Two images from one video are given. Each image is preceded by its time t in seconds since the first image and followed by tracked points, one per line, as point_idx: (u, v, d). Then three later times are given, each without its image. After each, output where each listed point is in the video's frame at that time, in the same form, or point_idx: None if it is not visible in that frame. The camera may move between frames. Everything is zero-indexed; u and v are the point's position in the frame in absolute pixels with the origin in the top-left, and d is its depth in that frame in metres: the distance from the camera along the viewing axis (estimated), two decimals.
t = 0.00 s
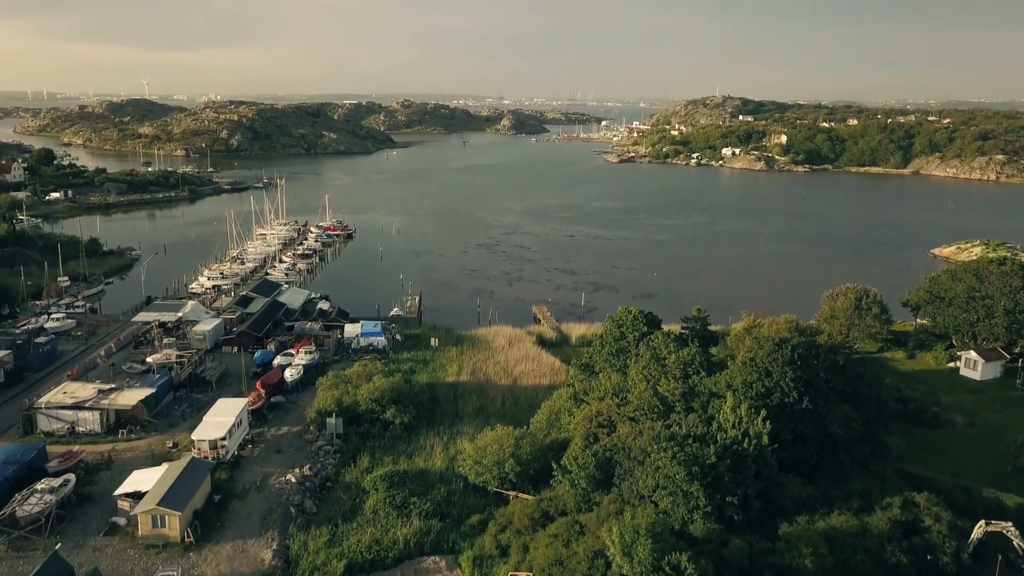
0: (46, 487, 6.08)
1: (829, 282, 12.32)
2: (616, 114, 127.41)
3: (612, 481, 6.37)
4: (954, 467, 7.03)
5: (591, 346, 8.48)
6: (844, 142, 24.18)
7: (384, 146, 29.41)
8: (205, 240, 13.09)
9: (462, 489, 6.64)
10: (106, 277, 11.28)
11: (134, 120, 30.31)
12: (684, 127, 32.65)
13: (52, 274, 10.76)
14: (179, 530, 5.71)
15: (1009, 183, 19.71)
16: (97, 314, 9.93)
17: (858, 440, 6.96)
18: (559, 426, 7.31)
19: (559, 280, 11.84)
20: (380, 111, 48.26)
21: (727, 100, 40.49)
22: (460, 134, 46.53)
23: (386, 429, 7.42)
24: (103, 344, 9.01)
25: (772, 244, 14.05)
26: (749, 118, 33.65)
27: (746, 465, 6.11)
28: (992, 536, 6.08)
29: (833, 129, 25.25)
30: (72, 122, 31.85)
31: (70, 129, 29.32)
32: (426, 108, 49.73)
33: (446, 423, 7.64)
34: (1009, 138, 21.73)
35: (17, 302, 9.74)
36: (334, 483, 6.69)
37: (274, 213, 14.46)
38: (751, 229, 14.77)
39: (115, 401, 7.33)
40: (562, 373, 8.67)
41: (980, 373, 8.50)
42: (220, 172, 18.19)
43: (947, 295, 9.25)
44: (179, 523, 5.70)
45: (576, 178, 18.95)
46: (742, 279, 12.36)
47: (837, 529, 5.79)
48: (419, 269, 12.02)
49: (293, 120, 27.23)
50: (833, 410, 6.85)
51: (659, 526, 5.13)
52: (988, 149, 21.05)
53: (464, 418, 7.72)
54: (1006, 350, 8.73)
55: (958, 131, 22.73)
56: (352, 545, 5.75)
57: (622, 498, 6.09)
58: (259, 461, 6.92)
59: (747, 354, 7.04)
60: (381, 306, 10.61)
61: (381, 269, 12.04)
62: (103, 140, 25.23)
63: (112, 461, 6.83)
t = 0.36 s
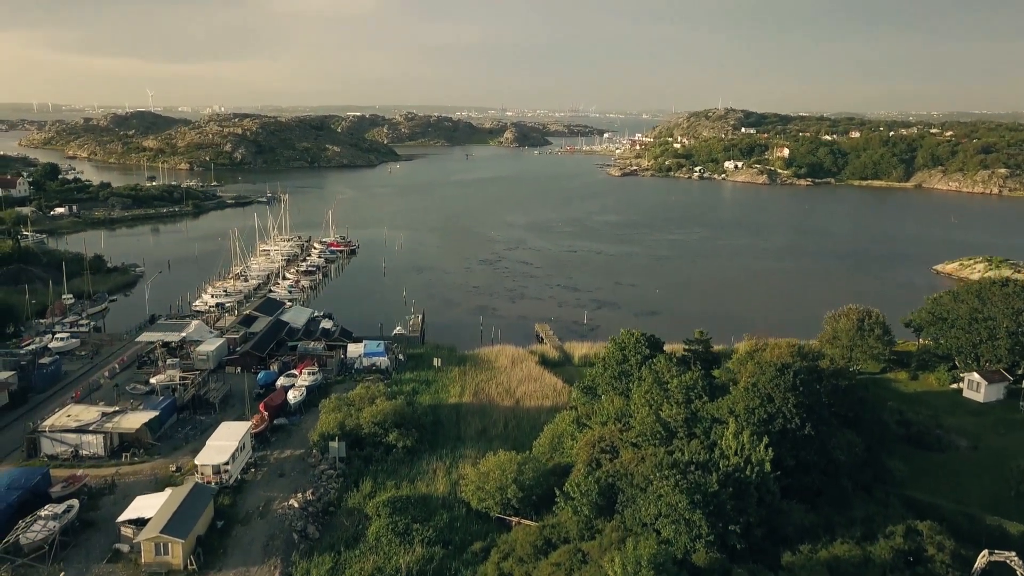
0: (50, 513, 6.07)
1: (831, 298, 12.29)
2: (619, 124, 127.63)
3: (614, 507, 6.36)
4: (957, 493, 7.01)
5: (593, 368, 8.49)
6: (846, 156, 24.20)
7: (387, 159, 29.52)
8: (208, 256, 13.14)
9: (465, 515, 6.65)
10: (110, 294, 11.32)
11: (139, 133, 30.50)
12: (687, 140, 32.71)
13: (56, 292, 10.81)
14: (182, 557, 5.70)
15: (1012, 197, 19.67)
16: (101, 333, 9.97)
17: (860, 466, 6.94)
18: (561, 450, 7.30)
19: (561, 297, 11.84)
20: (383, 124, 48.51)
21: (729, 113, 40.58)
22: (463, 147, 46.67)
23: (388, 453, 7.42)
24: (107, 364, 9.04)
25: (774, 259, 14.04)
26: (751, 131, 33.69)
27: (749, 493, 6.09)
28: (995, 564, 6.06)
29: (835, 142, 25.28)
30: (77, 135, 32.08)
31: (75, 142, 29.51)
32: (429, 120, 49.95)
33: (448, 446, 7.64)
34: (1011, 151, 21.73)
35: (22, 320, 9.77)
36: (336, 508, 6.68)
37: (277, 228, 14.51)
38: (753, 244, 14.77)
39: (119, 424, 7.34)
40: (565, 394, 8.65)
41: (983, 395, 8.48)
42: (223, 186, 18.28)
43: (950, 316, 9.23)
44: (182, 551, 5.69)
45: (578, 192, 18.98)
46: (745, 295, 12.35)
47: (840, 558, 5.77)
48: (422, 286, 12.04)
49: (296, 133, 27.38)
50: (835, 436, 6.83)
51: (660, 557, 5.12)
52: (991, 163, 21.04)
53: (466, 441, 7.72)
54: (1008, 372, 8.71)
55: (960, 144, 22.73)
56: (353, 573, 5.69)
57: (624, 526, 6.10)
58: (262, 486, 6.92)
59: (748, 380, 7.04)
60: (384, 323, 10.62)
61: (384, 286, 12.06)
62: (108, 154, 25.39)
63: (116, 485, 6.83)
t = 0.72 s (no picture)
0: (55, 540, 6.06)
1: (837, 316, 12.25)
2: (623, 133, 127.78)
3: (618, 535, 6.30)
4: (963, 521, 6.97)
5: (598, 391, 8.48)
6: (850, 169, 24.17)
7: (392, 172, 29.63)
8: (213, 272, 13.20)
9: (469, 542, 6.65)
10: (116, 312, 11.37)
11: (145, 146, 30.70)
12: (691, 153, 32.76)
13: (63, 310, 10.86)
14: None
15: (1017, 211, 19.59)
16: (107, 352, 10.01)
17: (866, 493, 6.90)
18: (566, 476, 7.30)
19: (565, 315, 11.84)
20: (388, 136, 48.74)
21: (733, 125, 40.62)
22: (468, 159, 46.78)
23: (392, 477, 7.41)
24: (113, 384, 9.07)
25: (779, 275, 14.01)
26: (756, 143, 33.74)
27: (753, 521, 6.03)
28: None
29: (839, 156, 25.27)
30: (84, 148, 32.32)
31: (82, 155, 29.71)
32: (434, 133, 50.13)
33: (452, 470, 7.64)
34: (1016, 166, 21.68)
35: (28, 339, 9.82)
36: (341, 534, 6.66)
37: (282, 244, 14.58)
38: (757, 260, 14.75)
39: (125, 448, 7.36)
40: (570, 416, 8.58)
41: (988, 419, 8.44)
42: (229, 201, 18.37)
43: (955, 339, 9.19)
44: None
45: (583, 206, 18.99)
46: (749, 312, 12.32)
47: None
48: (426, 304, 12.06)
49: (302, 146, 27.52)
50: (840, 463, 6.80)
51: None
52: (995, 177, 20.99)
53: (471, 465, 7.70)
54: (1014, 395, 8.67)
55: (965, 158, 22.70)
56: None
57: (629, 556, 6.07)
58: (266, 511, 6.91)
59: (752, 406, 7.03)
60: (388, 342, 10.64)
61: (388, 304, 12.07)
62: (115, 167, 25.55)
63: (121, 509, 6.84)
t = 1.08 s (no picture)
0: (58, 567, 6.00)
1: (841, 333, 12.20)
2: (626, 145, 128.09)
3: (621, 563, 6.20)
4: (968, 547, 6.92)
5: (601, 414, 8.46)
6: (853, 183, 24.15)
7: (396, 185, 29.71)
8: (217, 288, 13.23)
9: (471, 569, 6.60)
10: (120, 330, 11.41)
11: (150, 159, 30.87)
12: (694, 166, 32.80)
13: (67, 327, 10.90)
14: None
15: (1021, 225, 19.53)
16: (111, 371, 10.04)
17: (871, 520, 6.85)
18: (569, 501, 7.26)
19: (568, 332, 11.83)
20: (392, 149, 48.94)
21: (736, 138, 40.70)
22: (471, 172, 46.88)
23: (395, 501, 7.39)
24: (117, 405, 9.09)
25: (782, 291, 13.98)
26: (758, 156, 33.76)
27: (756, 550, 5.97)
28: None
29: (842, 169, 25.27)
30: (90, 161, 32.51)
31: (88, 168, 29.86)
32: (438, 145, 50.29)
33: (455, 494, 7.61)
34: (1019, 180, 21.65)
35: (33, 358, 9.86)
36: (343, 559, 6.61)
37: (286, 259, 14.62)
38: (760, 276, 14.73)
39: (128, 472, 7.35)
40: (573, 439, 8.58)
41: (992, 442, 8.40)
42: (233, 215, 18.44)
43: (958, 360, 9.16)
44: None
45: (586, 220, 19.00)
46: (753, 329, 12.28)
47: None
48: (429, 320, 12.05)
49: (306, 160, 27.63)
50: (844, 489, 6.76)
51: None
52: (999, 191, 20.96)
53: (473, 489, 7.68)
54: (1018, 418, 8.63)
55: (968, 172, 22.68)
56: None
57: None
58: (270, 536, 6.88)
59: (755, 433, 7.00)
60: (391, 360, 10.63)
61: (391, 320, 12.07)
62: (120, 181, 25.67)
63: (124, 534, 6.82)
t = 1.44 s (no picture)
0: None
1: (841, 350, 12.18)
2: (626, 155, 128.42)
3: None
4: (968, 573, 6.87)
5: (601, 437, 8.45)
6: (852, 197, 24.19)
7: (396, 198, 29.75)
8: (217, 305, 13.24)
9: None
10: (120, 348, 11.40)
11: (151, 172, 30.94)
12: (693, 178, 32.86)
13: (67, 346, 10.90)
14: None
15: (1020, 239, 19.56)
16: (110, 390, 10.04)
17: (872, 545, 6.82)
18: (568, 527, 7.23)
19: (567, 349, 11.81)
20: (392, 162, 49.08)
21: (735, 150, 40.79)
22: (471, 184, 46.97)
23: (395, 526, 7.35)
24: (116, 427, 9.08)
25: (782, 307, 13.97)
26: (758, 169, 33.84)
27: None
28: None
29: (840, 182, 25.33)
30: (91, 174, 32.56)
31: (88, 181, 29.91)
32: (438, 158, 50.40)
33: (455, 519, 7.58)
34: (1017, 193, 21.70)
35: (32, 378, 9.85)
36: None
37: (286, 275, 14.63)
38: (760, 291, 14.73)
39: (127, 496, 7.32)
40: (573, 462, 8.57)
41: (992, 464, 8.37)
42: (233, 229, 18.46)
43: (958, 382, 9.14)
44: None
45: (586, 234, 19.01)
46: (753, 346, 12.27)
47: None
48: (428, 337, 12.03)
49: (306, 173, 27.68)
50: (843, 516, 6.74)
51: None
52: (997, 205, 21.01)
53: (473, 514, 7.65)
54: (1018, 439, 8.61)
55: (967, 185, 22.74)
56: None
57: None
58: (269, 562, 6.83)
59: (754, 458, 6.99)
60: (391, 378, 10.61)
61: (391, 337, 12.05)
62: (120, 194, 25.71)
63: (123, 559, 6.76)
